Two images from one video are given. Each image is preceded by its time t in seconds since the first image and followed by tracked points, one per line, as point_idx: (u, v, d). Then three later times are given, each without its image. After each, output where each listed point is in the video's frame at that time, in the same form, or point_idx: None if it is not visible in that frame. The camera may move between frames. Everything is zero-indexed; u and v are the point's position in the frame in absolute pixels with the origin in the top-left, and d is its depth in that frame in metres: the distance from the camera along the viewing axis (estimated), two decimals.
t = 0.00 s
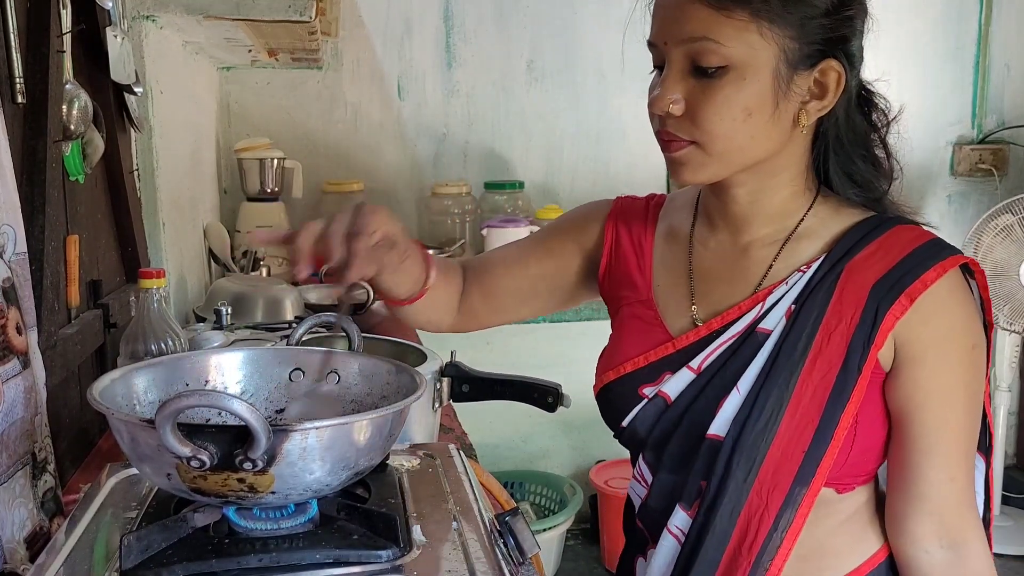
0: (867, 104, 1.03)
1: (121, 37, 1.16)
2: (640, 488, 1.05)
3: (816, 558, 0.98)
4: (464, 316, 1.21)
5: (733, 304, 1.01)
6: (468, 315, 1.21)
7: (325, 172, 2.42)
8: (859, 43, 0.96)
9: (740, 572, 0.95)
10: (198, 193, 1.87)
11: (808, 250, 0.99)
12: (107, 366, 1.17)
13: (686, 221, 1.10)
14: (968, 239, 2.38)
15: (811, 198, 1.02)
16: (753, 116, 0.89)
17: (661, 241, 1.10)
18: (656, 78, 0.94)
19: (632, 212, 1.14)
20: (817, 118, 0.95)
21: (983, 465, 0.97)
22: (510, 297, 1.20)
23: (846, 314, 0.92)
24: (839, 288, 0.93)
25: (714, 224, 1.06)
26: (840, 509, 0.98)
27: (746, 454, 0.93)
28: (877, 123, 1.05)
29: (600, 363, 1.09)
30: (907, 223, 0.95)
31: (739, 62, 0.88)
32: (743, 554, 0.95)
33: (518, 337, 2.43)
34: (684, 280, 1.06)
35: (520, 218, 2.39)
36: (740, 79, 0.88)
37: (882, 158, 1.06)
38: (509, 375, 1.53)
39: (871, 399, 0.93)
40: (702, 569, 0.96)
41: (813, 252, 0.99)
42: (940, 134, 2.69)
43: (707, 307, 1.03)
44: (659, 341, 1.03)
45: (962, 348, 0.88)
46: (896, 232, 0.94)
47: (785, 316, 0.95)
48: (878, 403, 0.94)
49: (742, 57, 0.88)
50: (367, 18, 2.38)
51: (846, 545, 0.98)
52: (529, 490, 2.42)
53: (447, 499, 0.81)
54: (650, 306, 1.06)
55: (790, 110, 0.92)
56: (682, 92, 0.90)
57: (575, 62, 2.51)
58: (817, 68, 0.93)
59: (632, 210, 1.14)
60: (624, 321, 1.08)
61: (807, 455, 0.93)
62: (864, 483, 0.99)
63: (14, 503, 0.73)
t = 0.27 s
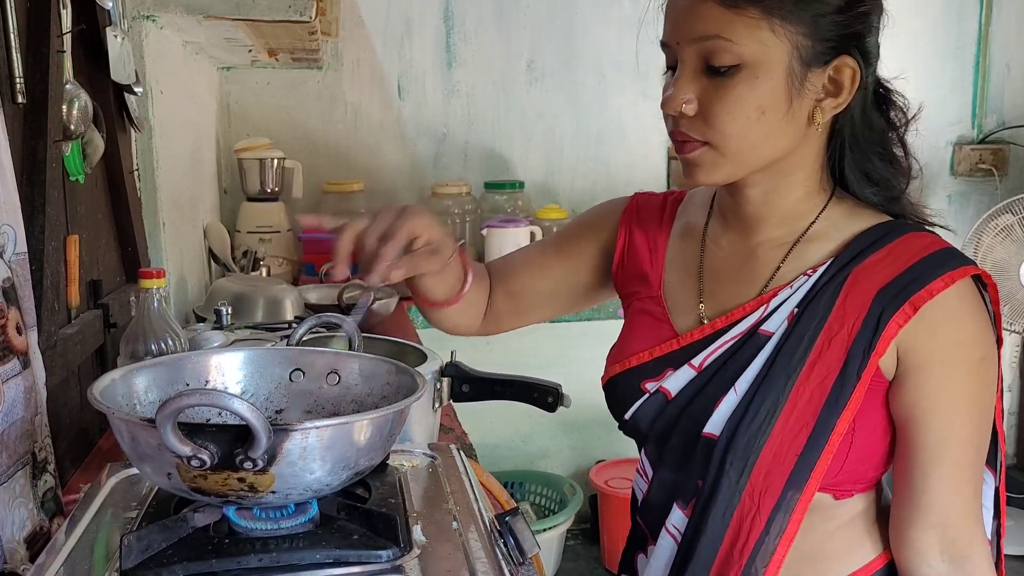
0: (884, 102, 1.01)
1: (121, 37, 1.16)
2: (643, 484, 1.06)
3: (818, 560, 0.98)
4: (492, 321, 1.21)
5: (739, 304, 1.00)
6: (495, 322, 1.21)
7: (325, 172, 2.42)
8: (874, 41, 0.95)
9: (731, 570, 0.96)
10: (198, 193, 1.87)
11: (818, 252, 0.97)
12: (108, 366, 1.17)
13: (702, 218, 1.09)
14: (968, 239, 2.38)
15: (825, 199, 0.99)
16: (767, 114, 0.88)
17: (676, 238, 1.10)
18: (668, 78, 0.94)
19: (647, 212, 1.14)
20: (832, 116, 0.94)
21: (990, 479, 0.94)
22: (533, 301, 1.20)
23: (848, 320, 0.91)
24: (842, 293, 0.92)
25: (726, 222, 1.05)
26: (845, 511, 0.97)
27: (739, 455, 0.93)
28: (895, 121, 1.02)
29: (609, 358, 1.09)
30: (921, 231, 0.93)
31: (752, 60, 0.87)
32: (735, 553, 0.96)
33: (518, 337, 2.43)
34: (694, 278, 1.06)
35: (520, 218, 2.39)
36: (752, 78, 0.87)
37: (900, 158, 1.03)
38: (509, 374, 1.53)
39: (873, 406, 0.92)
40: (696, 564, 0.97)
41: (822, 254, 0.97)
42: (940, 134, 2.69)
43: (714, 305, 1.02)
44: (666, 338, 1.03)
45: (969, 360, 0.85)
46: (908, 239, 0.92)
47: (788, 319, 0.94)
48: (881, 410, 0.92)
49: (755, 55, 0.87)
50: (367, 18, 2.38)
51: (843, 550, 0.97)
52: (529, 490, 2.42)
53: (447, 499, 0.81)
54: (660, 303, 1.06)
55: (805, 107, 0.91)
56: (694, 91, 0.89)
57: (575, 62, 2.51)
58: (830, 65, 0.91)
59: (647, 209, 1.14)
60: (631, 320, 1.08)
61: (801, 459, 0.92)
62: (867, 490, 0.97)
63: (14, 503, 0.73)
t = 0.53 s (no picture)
0: (889, 99, 1.00)
1: (120, 37, 1.16)
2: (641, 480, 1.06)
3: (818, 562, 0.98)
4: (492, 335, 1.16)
5: (737, 304, 0.99)
6: (495, 336, 1.17)
7: (325, 172, 2.42)
8: (878, 37, 0.94)
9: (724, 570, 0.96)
10: (198, 193, 1.87)
11: (818, 252, 0.96)
12: (107, 366, 1.17)
13: (704, 217, 1.09)
14: (968, 239, 2.38)
15: (827, 199, 0.99)
16: (771, 111, 0.87)
17: (678, 236, 1.10)
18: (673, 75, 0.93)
19: (647, 212, 1.14)
20: (837, 112, 0.93)
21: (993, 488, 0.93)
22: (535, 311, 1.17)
23: (843, 321, 0.90)
24: (839, 294, 0.91)
25: (729, 221, 1.04)
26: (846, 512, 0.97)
27: (731, 455, 0.93)
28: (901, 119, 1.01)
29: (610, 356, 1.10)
30: (922, 232, 0.92)
31: (757, 57, 0.87)
32: (727, 553, 0.95)
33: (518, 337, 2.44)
34: (696, 277, 1.05)
35: (520, 218, 2.39)
36: (756, 76, 0.87)
37: (908, 156, 1.02)
38: (509, 375, 1.53)
39: (869, 408, 0.91)
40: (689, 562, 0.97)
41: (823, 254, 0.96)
42: (940, 134, 2.69)
43: (714, 304, 1.01)
44: (665, 336, 1.02)
45: (965, 364, 0.84)
46: (907, 240, 0.90)
47: (783, 319, 0.94)
48: (876, 413, 0.91)
49: (760, 52, 0.87)
50: (367, 18, 2.38)
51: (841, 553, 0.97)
52: (529, 490, 2.42)
53: (447, 499, 0.81)
54: (661, 301, 1.06)
55: (810, 104, 0.90)
56: (698, 89, 0.89)
57: (575, 62, 2.51)
58: (835, 62, 0.90)
59: (647, 210, 1.14)
60: (631, 320, 1.08)
61: (793, 459, 0.92)
62: (862, 493, 0.96)
63: (14, 503, 0.73)
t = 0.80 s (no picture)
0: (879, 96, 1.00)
1: (120, 37, 1.16)
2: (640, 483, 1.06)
3: (822, 563, 0.97)
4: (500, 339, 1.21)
5: (733, 304, 1.00)
6: (501, 340, 1.22)
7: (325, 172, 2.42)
8: (867, 33, 0.94)
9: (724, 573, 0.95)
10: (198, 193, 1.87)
11: (810, 251, 0.96)
12: (108, 366, 1.17)
13: (699, 219, 1.10)
14: (969, 239, 2.38)
15: (821, 197, 0.99)
16: (763, 113, 0.88)
17: (674, 237, 1.11)
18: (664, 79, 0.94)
19: (643, 214, 1.15)
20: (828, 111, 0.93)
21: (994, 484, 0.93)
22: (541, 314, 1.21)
23: (839, 318, 0.90)
24: (835, 292, 0.91)
25: (723, 221, 1.05)
26: (848, 511, 0.96)
27: (729, 454, 0.93)
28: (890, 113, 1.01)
29: (607, 357, 1.10)
30: (917, 229, 0.92)
31: (746, 59, 0.87)
32: (727, 555, 0.94)
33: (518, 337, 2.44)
34: (692, 278, 1.06)
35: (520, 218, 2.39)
36: (746, 77, 0.87)
37: (897, 150, 1.02)
38: (509, 374, 1.53)
39: (866, 406, 0.91)
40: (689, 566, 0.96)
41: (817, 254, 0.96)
42: (941, 134, 2.70)
43: (710, 304, 1.02)
44: (660, 337, 1.04)
45: (964, 360, 0.84)
46: (902, 237, 0.90)
47: (779, 317, 0.94)
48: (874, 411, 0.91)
49: (749, 54, 0.87)
50: (367, 18, 2.38)
51: (846, 552, 0.97)
52: (529, 490, 2.42)
53: (447, 499, 0.81)
54: (654, 302, 1.07)
55: (801, 105, 0.90)
56: (689, 92, 0.89)
57: (575, 62, 2.51)
58: (824, 61, 0.90)
59: (643, 212, 1.15)
60: (628, 322, 1.09)
61: (791, 458, 0.91)
62: (860, 492, 0.96)
63: (14, 503, 0.73)
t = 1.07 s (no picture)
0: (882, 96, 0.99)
1: (120, 37, 1.17)
2: (644, 485, 1.03)
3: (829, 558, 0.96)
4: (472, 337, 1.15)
5: (744, 298, 0.98)
6: (475, 337, 1.15)
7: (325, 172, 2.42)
8: (870, 34, 0.94)
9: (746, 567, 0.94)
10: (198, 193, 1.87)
11: (822, 244, 0.96)
12: (107, 366, 1.17)
13: (701, 216, 1.08)
14: (969, 239, 2.38)
15: (823, 198, 0.99)
16: (767, 121, 0.87)
17: (674, 235, 1.08)
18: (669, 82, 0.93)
19: (638, 212, 1.12)
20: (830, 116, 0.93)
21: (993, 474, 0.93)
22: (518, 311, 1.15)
23: (857, 310, 0.90)
24: (850, 284, 0.91)
25: (727, 218, 1.04)
26: (855, 505, 0.96)
27: (751, 448, 0.92)
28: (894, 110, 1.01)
29: (606, 358, 1.07)
30: (921, 223, 0.92)
31: (750, 70, 0.86)
32: (749, 548, 0.94)
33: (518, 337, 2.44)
34: (696, 274, 1.04)
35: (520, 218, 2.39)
36: (750, 87, 0.86)
37: (899, 147, 1.02)
38: (509, 374, 1.53)
39: (883, 397, 0.91)
40: (708, 562, 0.95)
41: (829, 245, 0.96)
42: (941, 134, 2.70)
43: (719, 299, 1.00)
44: (667, 335, 1.01)
45: (974, 348, 0.85)
46: (907, 231, 0.91)
47: (796, 310, 0.93)
48: (890, 402, 0.91)
49: (753, 64, 0.86)
50: (368, 19, 2.38)
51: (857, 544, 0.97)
52: (529, 490, 2.42)
53: (447, 499, 0.81)
54: (660, 301, 1.04)
55: (804, 112, 0.90)
56: (694, 100, 0.88)
57: (575, 62, 2.51)
58: (828, 68, 0.90)
59: (638, 210, 1.12)
60: (630, 320, 1.06)
61: (814, 450, 0.91)
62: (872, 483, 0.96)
63: (14, 503, 0.73)
